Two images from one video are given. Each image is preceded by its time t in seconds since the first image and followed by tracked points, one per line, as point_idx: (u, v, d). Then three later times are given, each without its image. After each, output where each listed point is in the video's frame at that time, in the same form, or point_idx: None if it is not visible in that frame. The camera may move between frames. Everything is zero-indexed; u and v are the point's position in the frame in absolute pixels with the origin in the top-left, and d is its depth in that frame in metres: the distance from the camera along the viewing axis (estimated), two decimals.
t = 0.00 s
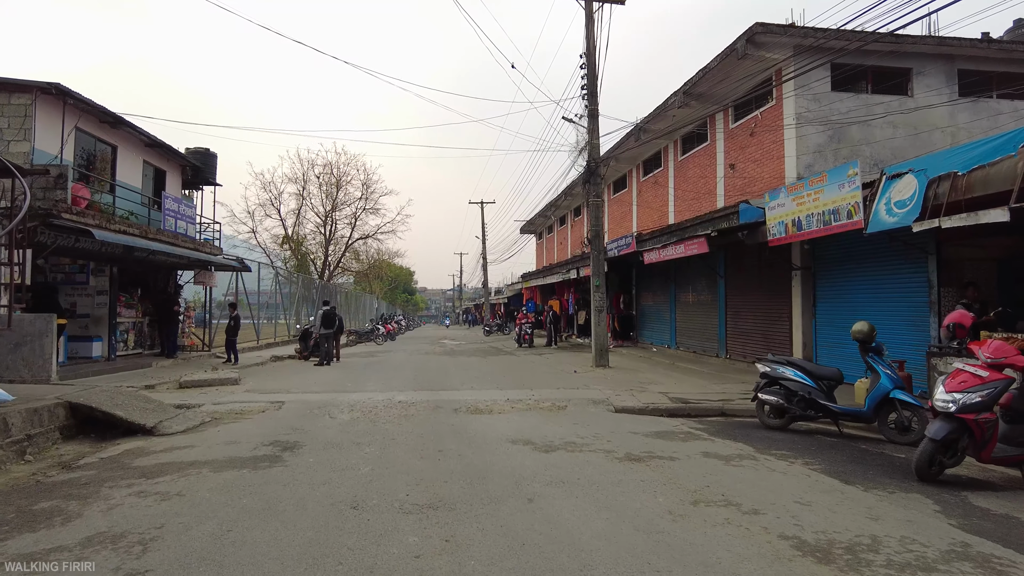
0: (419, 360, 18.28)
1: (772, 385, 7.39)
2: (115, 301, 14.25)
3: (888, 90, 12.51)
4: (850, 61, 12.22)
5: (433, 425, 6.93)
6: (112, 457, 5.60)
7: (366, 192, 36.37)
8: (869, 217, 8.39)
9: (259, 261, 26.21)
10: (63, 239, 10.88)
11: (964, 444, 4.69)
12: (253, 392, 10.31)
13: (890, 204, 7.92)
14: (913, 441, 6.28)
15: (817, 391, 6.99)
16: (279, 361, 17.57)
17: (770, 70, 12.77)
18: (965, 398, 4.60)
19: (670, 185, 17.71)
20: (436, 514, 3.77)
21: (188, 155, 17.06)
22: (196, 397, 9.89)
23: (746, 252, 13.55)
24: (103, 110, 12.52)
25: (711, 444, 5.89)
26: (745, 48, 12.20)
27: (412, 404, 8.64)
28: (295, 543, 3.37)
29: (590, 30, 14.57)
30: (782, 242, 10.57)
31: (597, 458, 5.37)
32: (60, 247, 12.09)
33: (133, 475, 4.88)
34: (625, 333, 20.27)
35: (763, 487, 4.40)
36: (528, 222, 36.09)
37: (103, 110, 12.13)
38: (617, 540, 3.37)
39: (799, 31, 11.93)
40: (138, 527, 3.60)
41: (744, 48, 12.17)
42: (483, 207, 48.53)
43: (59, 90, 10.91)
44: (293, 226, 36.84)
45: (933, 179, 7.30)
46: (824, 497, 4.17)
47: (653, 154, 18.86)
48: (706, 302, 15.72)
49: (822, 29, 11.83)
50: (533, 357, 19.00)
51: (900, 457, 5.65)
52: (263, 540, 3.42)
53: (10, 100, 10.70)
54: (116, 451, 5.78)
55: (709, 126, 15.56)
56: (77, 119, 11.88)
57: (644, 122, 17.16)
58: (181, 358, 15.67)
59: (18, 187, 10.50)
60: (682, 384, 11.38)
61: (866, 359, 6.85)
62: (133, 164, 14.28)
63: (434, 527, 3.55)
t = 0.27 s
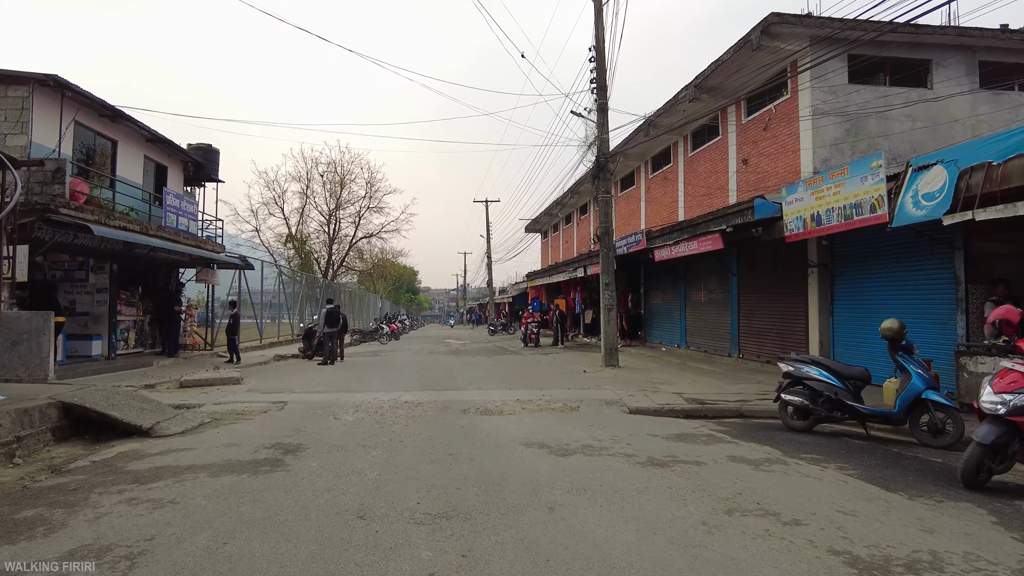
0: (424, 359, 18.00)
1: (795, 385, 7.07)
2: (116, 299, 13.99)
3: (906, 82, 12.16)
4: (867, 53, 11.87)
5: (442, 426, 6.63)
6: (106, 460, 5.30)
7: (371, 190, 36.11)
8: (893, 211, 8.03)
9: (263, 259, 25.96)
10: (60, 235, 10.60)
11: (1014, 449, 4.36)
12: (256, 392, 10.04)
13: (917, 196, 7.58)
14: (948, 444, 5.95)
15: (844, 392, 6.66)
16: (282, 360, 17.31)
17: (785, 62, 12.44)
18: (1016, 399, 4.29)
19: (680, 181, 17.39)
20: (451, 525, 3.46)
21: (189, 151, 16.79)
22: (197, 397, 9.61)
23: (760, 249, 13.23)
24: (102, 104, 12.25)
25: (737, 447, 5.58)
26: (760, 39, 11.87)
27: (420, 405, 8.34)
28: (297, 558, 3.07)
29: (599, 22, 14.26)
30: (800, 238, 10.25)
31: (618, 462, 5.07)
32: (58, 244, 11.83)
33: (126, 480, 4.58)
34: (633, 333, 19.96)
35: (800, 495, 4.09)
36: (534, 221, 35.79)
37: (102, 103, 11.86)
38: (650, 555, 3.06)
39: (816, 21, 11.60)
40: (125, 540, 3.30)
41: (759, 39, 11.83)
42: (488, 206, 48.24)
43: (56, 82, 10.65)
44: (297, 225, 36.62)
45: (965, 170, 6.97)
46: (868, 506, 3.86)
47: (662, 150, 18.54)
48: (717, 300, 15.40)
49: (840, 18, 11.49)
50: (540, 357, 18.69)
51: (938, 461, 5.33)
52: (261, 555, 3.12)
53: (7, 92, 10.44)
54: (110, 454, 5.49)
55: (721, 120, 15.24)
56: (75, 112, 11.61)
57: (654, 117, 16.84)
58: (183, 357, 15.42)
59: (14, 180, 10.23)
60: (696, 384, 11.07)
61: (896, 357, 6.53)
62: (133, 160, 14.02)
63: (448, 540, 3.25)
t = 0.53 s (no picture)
0: (428, 361, 17.71)
1: (818, 392, 6.77)
2: (115, 299, 13.74)
3: (924, 78, 11.84)
4: (884, 48, 11.56)
5: (450, 434, 6.35)
6: (97, 470, 5.02)
7: (374, 190, 35.85)
8: (920, 210, 7.71)
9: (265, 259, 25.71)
10: (56, 235, 10.33)
11: None
12: (256, 396, 9.77)
13: (944, 195, 7.30)
14: (983, 455, 5.64)
15: (870, 399, 6.35)
16: (284, 362, 17.06)
17: (800, 58, 12.13)
18: None
19: (689, 180, 17.11)
20: (465, 550, 3.18)
21: (190, 150, 16.53)
22: (196, 401, 9.35)
23: (773, 250, 12.94)
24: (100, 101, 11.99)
25: (764, 459, 5.28)
26: (774, 34, 11.56)
27: (425, 410, 8.07)
28: None
29: (608, 17, 13.96)
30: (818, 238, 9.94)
31: (638, 475, 4.78)
32: (55, 243, 11.57)
33: (116, 495, 4.29)
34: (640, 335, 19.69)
35: (840, 513, 3.79)
36: (537, 221, 35.52)
37: (100, 99, 11.60)
38: None
39: (832, 15, 11.29)
40: (111, 567, 3.02)
41: (773, 34, 11.53)
42: (491, 206, 47.96)
43: (53, 78, 10.38)
44: (300, 225, 36.39)
45: (995, 167, 6.67)
46: (917, 526, 3.56)
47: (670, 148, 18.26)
48: (728, 302, 15.11)
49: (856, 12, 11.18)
50: (546, 359, 18.40)
51: (977, 474, 5.03)
52: None
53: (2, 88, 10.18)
54: (101, 464, 5.20)
55: (731, 118, 14.95)
56: (72, 109, 11.36)
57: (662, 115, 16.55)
58: (184, 360, 15.17)
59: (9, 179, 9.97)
60: (709, 388, 10.77)
61: (926, 363, 6.23)
62: (133, 158, 13.76)
63: (462, 568, 2.96)
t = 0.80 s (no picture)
0: (430, 361, 17.43)
1: (842, 392, 6.46)
2: (110, 297, 13.43)
3: (940, 70, 11.52)
4: (899, 38, 11.25)
5: (455, 436, 6.06)
6: (82, 475, 4.71)
7: (374, 188, 35.55)
8: (945, 202, 7.41)
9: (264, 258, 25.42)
10: (48, 229, 10.02)
11: None
12: (254, 397, 9.48)
13: (971, 185, 7.00)
14: (1020, 458, 5.32)
15: (897, 399, 6.05)
16: (284, 361, 16.77)
17: (812, 49, 11.83)
18: None
19: (696, 176, 16.82)
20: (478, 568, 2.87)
21: (188, 145, 16.23)
22: (192, 402, 9.06)
23: (785, 246, 12.65)
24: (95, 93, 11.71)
25: (790, 463, 4.97)
26: (786, 25, 11.27)
27: (429, 411, 7.76)
28: None
29: (614, 9, 13.65)
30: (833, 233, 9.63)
31: (659, 481, 4.48)
32: (48, 239, 11.27)
33: (99, 502, 3.98)
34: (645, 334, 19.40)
35: (884, 523, 3.49)
36: (539, 220, 35.22)
37: (94, 91, 11.30)
38: None
39: (845, 5, 10.99)
40: None
41: (785, 25, 11.23)
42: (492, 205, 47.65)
43: (45, 68, 10.09)
44: (300, 224, 36.11)
45: None
46: (969, 539, 3.26)
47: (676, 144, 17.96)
48: (736, 300, 14.82)
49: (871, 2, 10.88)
50: (550, 358, 18.12)
51: (1018, 479, 4.72)
52: None
53: None
54: (87, 469, 4.90)
55: (740, 112, 14.65)
56: (65, 101, 11.06)
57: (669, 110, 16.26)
58: (181, 359, 14.89)
59: None
60: (721, 388, 10.47)
61: (957, 361, 5.93)
62: (129, 153, 13.47)
63: None
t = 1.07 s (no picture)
0: (431, 363, 17.14)
1: (865, 400, 6.12)
2: (105, 299, 13.14)
3: (956, 65, 11.19)
4: (915, 32, 10.92)
5: (460, 447, 5.74)
6: (63, 491, 4.41)
7: (375, 188, 35.25)
8: (971, 199, 7.10)
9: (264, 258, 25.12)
10: (40, 229, 9.72)
11: None
12: (251, 402, 9.18)
13: (1000, 182, 6.70)
14: None
15: (926, 407, 5.70)
16: (283, 364, 16.48)
17: (824, 44, 11.52)
18: None
19: (704, 174, 16.51)
20: None
21: (185, 143, 15.93)
22: (186, 408, 8.75)
23: (796, 246, 12.34)
24: (88, 90, 11.41)
25: (819, 478, 4.67)
26: (798, 19, 10.96)
27: (432, 417, 7.46)
28: None
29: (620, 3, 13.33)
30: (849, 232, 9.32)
31: (681, 498, 4.16)
32: (40, 239, 10.97)
33: (78, 524, 3.67)
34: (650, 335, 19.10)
35: (936, 551, 3.17)
36: (541, 219, 34.92)
37: (87, 87, 11.00)
38: None
39: None
40: None
41: (796, 19, 10.93)
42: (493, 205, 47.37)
43: (35, 63, 9.79)
44: (300, 224, 35.82)
45: None
46: None
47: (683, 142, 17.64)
48: (745, 301, 14.51)
49: None
50: (554, 361, 17.81)
51: None
52: None
53: None
54: (70, 484, 4.60)
55: (749, 109, 14.35)
56: (57, 97, 10.76)
57: (676, 107, 15.96)
58: (178, 362, 14.60)
59: None
60: (732, 392, 10.16)
61: (990, 367, 5.62)
62: (124, 151, 13.19)
63: None
